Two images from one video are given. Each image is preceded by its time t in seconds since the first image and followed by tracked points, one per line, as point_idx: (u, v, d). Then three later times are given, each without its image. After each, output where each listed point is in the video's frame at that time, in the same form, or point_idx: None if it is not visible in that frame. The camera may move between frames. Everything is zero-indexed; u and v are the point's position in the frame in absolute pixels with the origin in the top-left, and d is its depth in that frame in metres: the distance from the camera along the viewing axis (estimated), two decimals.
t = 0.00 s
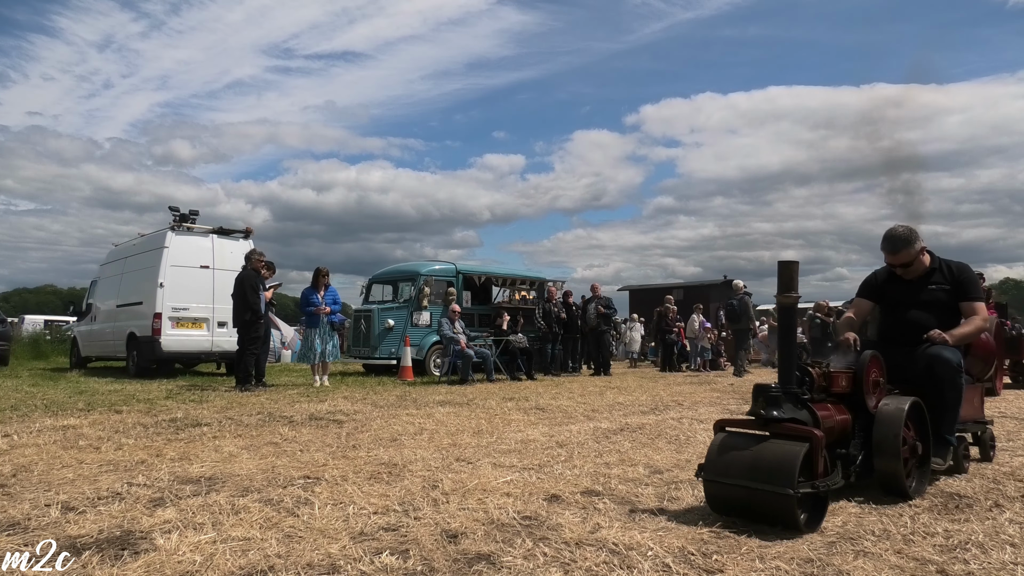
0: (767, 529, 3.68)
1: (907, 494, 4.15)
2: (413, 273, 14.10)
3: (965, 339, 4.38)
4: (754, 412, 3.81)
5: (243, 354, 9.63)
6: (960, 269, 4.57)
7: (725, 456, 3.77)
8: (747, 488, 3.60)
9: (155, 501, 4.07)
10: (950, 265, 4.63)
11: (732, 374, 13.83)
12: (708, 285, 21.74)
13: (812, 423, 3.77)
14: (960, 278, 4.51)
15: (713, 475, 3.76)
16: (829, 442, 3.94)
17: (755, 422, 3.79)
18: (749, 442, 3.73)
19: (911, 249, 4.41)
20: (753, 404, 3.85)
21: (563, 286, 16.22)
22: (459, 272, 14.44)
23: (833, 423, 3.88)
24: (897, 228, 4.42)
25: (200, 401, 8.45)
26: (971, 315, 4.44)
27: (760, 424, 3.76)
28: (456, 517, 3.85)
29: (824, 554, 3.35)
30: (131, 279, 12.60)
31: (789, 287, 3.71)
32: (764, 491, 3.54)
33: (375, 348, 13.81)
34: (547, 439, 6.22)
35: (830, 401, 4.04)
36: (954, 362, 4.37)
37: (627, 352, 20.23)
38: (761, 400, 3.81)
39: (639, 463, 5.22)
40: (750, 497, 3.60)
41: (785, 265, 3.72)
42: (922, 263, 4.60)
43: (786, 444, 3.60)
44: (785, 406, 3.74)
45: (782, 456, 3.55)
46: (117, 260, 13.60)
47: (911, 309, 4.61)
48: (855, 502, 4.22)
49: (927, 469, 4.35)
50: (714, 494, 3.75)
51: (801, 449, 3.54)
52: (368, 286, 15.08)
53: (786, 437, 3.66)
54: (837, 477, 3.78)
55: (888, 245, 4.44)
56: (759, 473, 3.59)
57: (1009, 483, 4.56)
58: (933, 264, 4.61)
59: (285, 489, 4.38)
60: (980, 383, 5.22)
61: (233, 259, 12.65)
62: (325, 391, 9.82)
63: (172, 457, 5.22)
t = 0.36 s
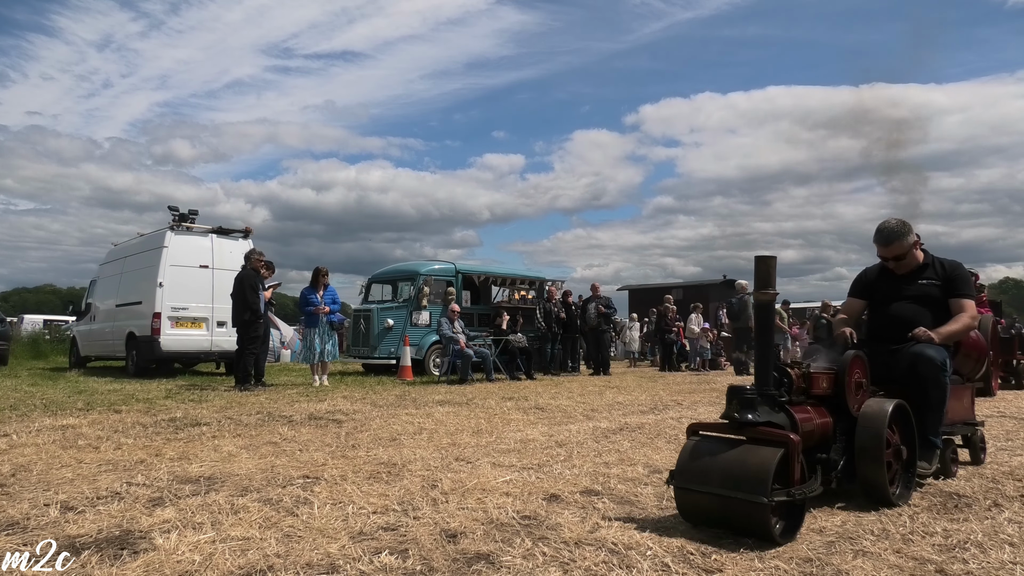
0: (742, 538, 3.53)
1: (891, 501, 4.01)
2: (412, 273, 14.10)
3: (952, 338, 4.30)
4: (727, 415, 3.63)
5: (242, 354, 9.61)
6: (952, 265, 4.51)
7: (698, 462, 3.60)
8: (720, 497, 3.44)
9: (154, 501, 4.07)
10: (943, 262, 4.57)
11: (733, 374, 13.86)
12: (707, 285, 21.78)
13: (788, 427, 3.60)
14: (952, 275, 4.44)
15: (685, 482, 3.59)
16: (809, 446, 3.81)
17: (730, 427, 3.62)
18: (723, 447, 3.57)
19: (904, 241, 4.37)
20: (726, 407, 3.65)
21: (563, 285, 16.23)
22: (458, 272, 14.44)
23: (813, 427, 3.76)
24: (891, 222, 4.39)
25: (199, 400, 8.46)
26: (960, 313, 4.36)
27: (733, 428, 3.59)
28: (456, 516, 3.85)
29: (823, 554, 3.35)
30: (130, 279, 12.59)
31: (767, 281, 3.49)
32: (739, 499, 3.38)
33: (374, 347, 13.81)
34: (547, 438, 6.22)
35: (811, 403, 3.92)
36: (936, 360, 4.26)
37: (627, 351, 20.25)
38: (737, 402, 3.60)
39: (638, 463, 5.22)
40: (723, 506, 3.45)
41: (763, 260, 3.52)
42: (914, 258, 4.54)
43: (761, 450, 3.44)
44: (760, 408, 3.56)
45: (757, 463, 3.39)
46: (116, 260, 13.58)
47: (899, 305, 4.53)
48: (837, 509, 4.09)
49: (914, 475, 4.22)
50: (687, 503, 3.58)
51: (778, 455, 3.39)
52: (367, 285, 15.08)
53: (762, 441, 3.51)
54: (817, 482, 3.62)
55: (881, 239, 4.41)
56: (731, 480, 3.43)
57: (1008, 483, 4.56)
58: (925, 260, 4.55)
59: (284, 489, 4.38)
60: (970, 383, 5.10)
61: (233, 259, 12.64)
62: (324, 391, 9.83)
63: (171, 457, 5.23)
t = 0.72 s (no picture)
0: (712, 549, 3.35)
1: (873, 508, 3.88)
2: (412, 272, 14.10)
3: (940, 336, 4.15)
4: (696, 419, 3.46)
5: (242, 354, 9.61)
6: (941, 261, 4.37)
7: (666, 469, 3.40)
8: (689, 506, 3.25)
9: (154, 501, 4.07)
10: (932, 258, 4.43)
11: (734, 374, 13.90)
12: (706, 284, 21.81)
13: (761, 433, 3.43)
14: (940, 272, 4.30)
15: (653, 491, 3.39)
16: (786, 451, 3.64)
17: (699, 432, 3.43)
18: (691, 453, 3.38)
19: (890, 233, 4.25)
20: (696, 410, 3.47)
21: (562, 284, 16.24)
22: (457, 271, 14.44)
23: (790, 432, 3.59)
24: (880, 210, 4.28)
25: (199, 400, 8.47)
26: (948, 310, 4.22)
27: (703, 432, 3.41)
28: (456, 516, 3.85)
29: (823, 554, 3.35)
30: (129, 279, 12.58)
31: (741, 278, 3.32)
32: (707, 508, 3.19)
33: (373, 347, 13.81)
34: (546, 438, 6.22)
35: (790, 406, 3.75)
36: (922, 360, 4.10)
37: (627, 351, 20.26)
38: (707, 406, 3.42)
39: (638, 463, 5.22)
40: (691, 516, 3.26)
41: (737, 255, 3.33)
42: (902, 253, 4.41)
43: (732, 455, 3.26)
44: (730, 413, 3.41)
45: (727, 470, 3.20)
46: (116, 259, 13.56)
47: (886, 302, 4.40)
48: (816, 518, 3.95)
49: (898, 480, 4.09)
50: (654, 512, 3.40)
51: (748, 461, 3.20)
52: (366, 285, 15.08)
53: (733, 446, 3.32)
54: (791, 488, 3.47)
55: (871, 228, 4.31)
56: (700, 488, 3.24)
57: (1007, 482, 4.56)
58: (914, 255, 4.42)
59: (284, 489, 4.38)
60: (961, 383, 4.97)
61: (232, 259, 12.64)
62: (324, 391, 9.84)
63: (171, 456, 5.23)
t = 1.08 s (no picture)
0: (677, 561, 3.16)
1: (853, 518, 3.74)
2: (411, 272, 14.10)
3: (927, 337, 4.06)
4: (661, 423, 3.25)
5: (241, 353, 9.60)
6: (930, 260, 4.29)
7: (629, 477, 3.22)
8: (652, 516, 3.06)
9: (153, 501, 4.07)
10: (922, 256, 4.34)
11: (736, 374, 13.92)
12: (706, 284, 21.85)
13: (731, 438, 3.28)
14: (928, 271, 4.22)
15: (616, 500, 3.20)
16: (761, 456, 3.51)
17: (665, 436, 3.24)
18: (656, 459, 3.18)
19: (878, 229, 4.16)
20: (663, 413, 3.27)
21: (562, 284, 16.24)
22: (457, 271, 14.44)
23: (765, 436, 3.45)
24: (867, 204, 4.19)
25: (198, 400, 8.46)
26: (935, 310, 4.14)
27: (669, 437, 3.21)
28: (455, 516, 3.85)
29: (822, 554, 3.36)
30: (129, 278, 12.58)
31: (712, 274, 3.14)
32: (669, 518, 3.01)
33: (373, 347, 13.81)
34: (546, 438, 6.22)
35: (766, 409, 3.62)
36: (908, 360, 4.00)
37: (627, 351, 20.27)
38: (674, 409, 3.22)
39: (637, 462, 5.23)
40: (654, 527, 3.07)
41: (709, 249, 3.15)
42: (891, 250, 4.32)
43: (698, 463, 3.07)
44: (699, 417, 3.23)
45: (691, 478, 3.01)
46: (115, 259, 13.55)
47: (873, 301, 4.32)
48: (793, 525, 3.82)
49: (880, 488, 3.95)
50: (618, 523, 3.21)
51: (714, 469, 3.01)
52: (366, 284, 15.08)
53: (700, 452, 3.13)
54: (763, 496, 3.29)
55: (857, 224, 4.22)
56: (664, 497, 3.05)
57: (1006, 482, 4.56)
58: (902, 253, 4.33)
59: (283, 488, 4.38)
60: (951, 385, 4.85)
61: (232, 258, 12.63)
62: (324, 390, 9.83)
63: (170, 456, 5.23)
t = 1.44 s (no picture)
0: None
1: (834, 527, 3.59)
2: (410, 272, 14.10)
3: (910, 337, 3.88)
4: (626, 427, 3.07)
5: (240, 353, 9.59)
6: (917, 256, 4.11)
7: (591, 484, 3.03)
8: (613, 529, 2.87)
9: (152, 501, 4.07)
10: (908, 252, 4.15)
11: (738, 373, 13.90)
12: (705, 284, 21.86)
13: (700, 445, 3.10)
14: (914, 268, 4.04)
15: (577, 509, 3.02)
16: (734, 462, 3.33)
17: (630, 442, 3.05)
18: (621, 467, 3.00)
19: (864, 225, 3.96)
20: (628, 417, 3.08)
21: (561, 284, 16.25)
22: (456, 271, 14.44)
23: (738, 441, 3.26)
24: (854, 198, 3.99)
25: (197, 400, 8.46)
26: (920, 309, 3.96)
27: (633, 443, 3.03)
28: (454, 516, 3.86)
29: (821, 553, 3.36)
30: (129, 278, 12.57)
31: (682, 268, 2.94)
32: (630, 532, 2.82)
33: (372, 346, 13.80)
34: (545, 437, 6.21)
35: (740, 412, 3.44)
36: (889, 360, 3.82)
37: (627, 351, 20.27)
38: (641, 413, 3.04)
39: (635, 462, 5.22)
40: (615, 540, 2.89)
41: (680, 243, 2.96)
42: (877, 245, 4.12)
43: (663, 472, 2.89)
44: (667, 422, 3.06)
45: (655, 490, 2.82)
46: (115, 258, 13.55)
47: (857, 299, 4.12)
48: (770, 533, 3.68)
49: (863, 490, 3.82)
50: (578, 534, 3.02)
51: (680, 479, 2.82)
52: (366, 284, 15.08)
53: (667, 459, 2.95)
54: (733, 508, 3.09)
55: (844, 219, 4.01)
56: (626, 509, 2.86)
57: (1005, 481, 4.57)
58: (888, 249, 4.15)
59: (283, 488, 4.38)
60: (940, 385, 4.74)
61: (231, 258, 12.62)
62: (323, 390, 9.82)
63: (170, 456, 5.24)
